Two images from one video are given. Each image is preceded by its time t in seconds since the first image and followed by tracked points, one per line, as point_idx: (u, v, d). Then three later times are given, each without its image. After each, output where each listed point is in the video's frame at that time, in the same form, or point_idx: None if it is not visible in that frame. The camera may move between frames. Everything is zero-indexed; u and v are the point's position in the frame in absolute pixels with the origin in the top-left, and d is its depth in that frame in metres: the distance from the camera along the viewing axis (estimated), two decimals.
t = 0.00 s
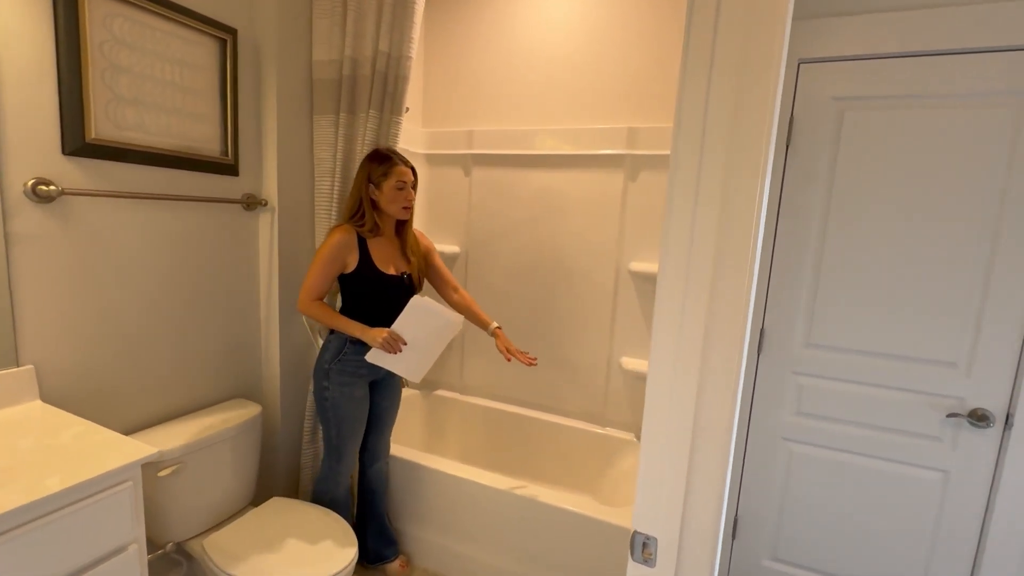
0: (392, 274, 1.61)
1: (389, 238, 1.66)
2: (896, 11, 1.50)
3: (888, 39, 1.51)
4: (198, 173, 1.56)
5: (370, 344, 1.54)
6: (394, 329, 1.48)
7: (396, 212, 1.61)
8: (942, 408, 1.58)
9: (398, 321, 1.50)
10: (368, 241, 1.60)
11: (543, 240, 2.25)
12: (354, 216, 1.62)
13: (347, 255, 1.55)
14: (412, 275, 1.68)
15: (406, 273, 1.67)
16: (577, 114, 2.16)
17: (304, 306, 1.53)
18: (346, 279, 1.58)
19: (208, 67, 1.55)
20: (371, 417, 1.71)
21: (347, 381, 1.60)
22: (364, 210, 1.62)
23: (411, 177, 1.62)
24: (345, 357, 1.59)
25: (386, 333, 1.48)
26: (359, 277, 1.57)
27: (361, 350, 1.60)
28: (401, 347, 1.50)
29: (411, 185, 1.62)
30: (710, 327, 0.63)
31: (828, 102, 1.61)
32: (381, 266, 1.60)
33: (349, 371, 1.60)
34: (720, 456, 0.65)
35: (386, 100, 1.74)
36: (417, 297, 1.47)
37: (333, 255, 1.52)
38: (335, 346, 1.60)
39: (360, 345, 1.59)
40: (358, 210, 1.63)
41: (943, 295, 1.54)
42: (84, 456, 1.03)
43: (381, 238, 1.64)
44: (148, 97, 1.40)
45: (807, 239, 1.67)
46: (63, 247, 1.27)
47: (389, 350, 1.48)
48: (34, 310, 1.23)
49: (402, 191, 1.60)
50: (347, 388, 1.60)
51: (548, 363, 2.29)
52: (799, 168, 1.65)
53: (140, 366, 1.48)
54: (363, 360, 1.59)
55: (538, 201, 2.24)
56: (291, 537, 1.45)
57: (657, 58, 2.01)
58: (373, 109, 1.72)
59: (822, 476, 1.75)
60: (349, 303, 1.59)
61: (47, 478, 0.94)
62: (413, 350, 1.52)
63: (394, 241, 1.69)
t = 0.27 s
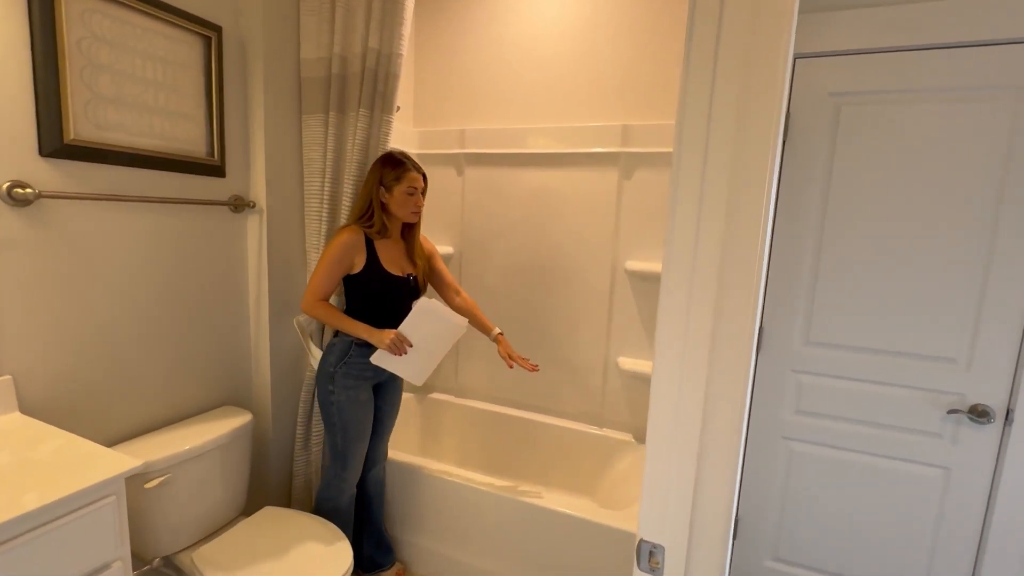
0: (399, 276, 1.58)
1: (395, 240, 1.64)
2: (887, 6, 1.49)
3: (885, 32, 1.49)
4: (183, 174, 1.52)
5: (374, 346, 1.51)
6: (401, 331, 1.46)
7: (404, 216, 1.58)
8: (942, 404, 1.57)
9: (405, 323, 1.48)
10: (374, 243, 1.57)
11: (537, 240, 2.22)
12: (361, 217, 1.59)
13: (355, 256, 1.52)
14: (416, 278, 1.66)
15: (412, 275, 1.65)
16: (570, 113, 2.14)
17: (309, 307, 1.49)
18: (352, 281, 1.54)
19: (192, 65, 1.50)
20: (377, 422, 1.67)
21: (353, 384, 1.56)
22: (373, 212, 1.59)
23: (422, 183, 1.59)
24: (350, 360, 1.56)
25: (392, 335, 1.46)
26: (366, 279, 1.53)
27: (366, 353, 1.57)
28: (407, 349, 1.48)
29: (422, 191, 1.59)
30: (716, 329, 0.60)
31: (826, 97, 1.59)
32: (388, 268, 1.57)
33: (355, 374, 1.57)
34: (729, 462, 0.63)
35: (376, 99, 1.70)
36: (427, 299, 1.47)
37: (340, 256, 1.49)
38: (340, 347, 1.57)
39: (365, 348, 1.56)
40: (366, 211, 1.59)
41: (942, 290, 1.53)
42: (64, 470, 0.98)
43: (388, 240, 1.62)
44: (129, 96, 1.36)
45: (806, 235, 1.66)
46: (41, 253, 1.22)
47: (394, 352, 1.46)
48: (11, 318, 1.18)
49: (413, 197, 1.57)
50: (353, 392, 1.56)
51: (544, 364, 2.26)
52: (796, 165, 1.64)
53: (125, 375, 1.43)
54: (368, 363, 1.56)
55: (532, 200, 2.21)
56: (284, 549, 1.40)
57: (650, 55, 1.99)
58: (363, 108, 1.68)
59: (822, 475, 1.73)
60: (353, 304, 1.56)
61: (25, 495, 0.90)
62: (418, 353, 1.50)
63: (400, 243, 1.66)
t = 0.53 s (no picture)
0: (407, 270, 1.58)
1: (401, 234, 1.63)
2: None
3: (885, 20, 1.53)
4: (175, 169, 1.49)
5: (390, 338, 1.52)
6: (416, 322, 1.50)
7: (410, 211, 1.58)
8: (944, 392, 1.58)
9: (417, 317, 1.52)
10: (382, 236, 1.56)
11: (536, 234, 2.20)
12: (368, 212, 1.57)
13: (364, 249, 1.49)
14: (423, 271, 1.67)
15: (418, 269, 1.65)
16: (568, 105, 2.12)
17: (320, 302, 1.46)
18: (362, 275, 1.52)
19: (183, 58, 1.48)
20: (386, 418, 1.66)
21: (364, 380, 1.55)
22: (378, 207, 1.58)
23: (428, 179, 1.58)
24: (359, 355, 1.54)
25: (408, 327, 1.49)
26: (375, 273, 1.51)
27: (375, 347, 1.56)
28: (420, 341, 1.51)
29: (427, 187, 1.58)
30: (727, 310, 0.59)
31: (826, 85, 1.62)
32: (397, 261, 1.56)
33: (364, 370, 1.55)
34: (741, 448, 0.61)
35: (371, 92, 1.67)
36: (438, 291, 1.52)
37: (350, 249, 1.47)
38: (348, 343, 1.54)
39: (374, 342, 1.55)
40: (373, 206, 1.58)
41: (942, 277, 1.55)
42: (56, 470, 0.96)
43: (395, 234, 1.61)
44: (120, 89, 1.33)
45: (810, 222, 1.68)
46: (30, 248, 1.19)
47: (409, 344, 1.49)
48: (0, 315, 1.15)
49: (419, 192, 1.57)
50: (363, 386, 1.55)
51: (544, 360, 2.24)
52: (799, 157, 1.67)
53: (118, 373, 1.40)
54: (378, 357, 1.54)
55: (530, 194, 2.19)
56: (286, 548, 1.38)
57: (648, 48, 1.98)
58: (358, 101, 1.66)
59: (826, 466, 1.73)
60: (362, 299, 1.54)
61: (16, 495, 0.87)
62: (430, 346, 1.53)
63: (406, 238, 1.66)
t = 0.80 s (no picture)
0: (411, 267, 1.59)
1: (402, 233, 1.64)
2: None
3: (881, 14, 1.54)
4: (174, 169, 1.48)
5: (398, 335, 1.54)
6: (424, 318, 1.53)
7: (411, 209, 1.59)
8: (944, 385, 1.59)
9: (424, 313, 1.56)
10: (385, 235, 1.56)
11: (535, 232, 2.20)
12: (369, 210, 1.58)
13: (368, 248, 1.49)
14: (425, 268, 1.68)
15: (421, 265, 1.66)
16: (565, 103, 2.12)
17: (329, 304, 1.46)
18: (366, 274, 1.52)
19: (181, 58, 1.47)
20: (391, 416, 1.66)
21: (370, 377, 1.56)
22: (379, 207, 1.58)
23: (427, 177, 1.59)
24: (365, 353, 1.54)
25: (418, 322, 1.51)
26: (379, 271, 1.51)
27: (381, 345, 1.56)
28: (428, 336, 1.54)
29: (426, 184, 1.59)
30: (729, 303, 0.59)
31: (823, 80, 1.63)
32: (401, 259, 1.57)
33: (369, 367, 1.56)
34: (743, 440, 0.61)
35: (369, 90, 1.67)
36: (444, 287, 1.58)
37: (355, 249, 1.46)
38: (354, 341, 1.54)
39: (380, 340, 1.56)
40: (374, 205, 1.58)
41: (941, 270, 1.55)
42: (58, 470, 0.96)
43: (396, 232, 1.61)
44: (117, 89, 1.33)
45: (808, 217, 1.69)
46: (29, 249, 1.19)
47: (418, 339, 1.51)
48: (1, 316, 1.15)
49: (418, 190, 1.57)
50: (370, 384, 1.55)
51: (545, 357, 2.24)
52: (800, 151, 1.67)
53: (119, 374, 1.40)
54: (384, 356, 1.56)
55: (528, 191, 2.19)
56: (289, 546, 1.38)
57: (645, 44, 1.98)
58: (356, 99, 1.66)
59: (827, 460, 1.74)
60: (367, 298, 1.54)
61: (18, 495, 0.87)
62: (437, 340, 1.57)
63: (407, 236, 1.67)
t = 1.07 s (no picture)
0: (416, 265, 1.59)
1: (406, 231, 1.64)
2: None
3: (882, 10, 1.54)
4: (177, 170, 1.49)
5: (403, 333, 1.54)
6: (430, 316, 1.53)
7: (414, 209, 1.59)
8: (948, 380, 1.59)
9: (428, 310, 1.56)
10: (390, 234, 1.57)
11: (537, 230, 2.20)
12: (372, 210, 1.58)
13: (374, 248, 1.49)
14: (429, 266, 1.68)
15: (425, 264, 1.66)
16: (567, 102, 2.12)
17: (336, 305, 1.47)
18: (372, 273, 1.52)
19: (183, 59, 1.48)
20: (399, 415, 1.67)
21: (378, 376, 1.56)
22: (382, 206, 1.58)
23: (429, 175, 1.59)
24: (373, 352, 1.55)
25: (423, 320, 1.51)
26: (385, 270, 1.52)
27: (388, 344, 1.57)
28: (433, 334, 1.54)
29: (429, 182, 1.59)
30: (737, 301, 0.59)
31: (826, 76, 1.63)
32: (406, 258, 1.57)
33: (378, 366, 1.56)
34: (751, 437, 0.62)
35: (372, 90, 1.67)
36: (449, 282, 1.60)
37: (359, 249, 1.46)
38: (361, 340, 1.54)
39: (387, 338, 1.56)
40: (378, 205, 1.58)
41: (944, 266, 1.55)
42: (69, 472, 0.96)
43: (400, 231, 1.62)
44: (121, 91, 1.33)
45: (810, 214, 1.69)
46: (35, 252, 1.19)
47: (423, 337, 1.51)
48: (9, 319, 1.16)
49: (421, 188, 1.57)
50: (378, 383, 1.55)
51: (548, 355, 2.25)
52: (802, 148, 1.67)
53: (125, 375, 1.41)
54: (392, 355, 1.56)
55: (530, 190, 2.19)
56: (294, 544, 1.39)
57: (647, 42, 1.98)
58: (359, 99, 1.66)
59: (831, 456, 1.74)
60: (373, 297, 1.54)
61: (29, 497, 0.88)
62: (441, 337, 1.57)
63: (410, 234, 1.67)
